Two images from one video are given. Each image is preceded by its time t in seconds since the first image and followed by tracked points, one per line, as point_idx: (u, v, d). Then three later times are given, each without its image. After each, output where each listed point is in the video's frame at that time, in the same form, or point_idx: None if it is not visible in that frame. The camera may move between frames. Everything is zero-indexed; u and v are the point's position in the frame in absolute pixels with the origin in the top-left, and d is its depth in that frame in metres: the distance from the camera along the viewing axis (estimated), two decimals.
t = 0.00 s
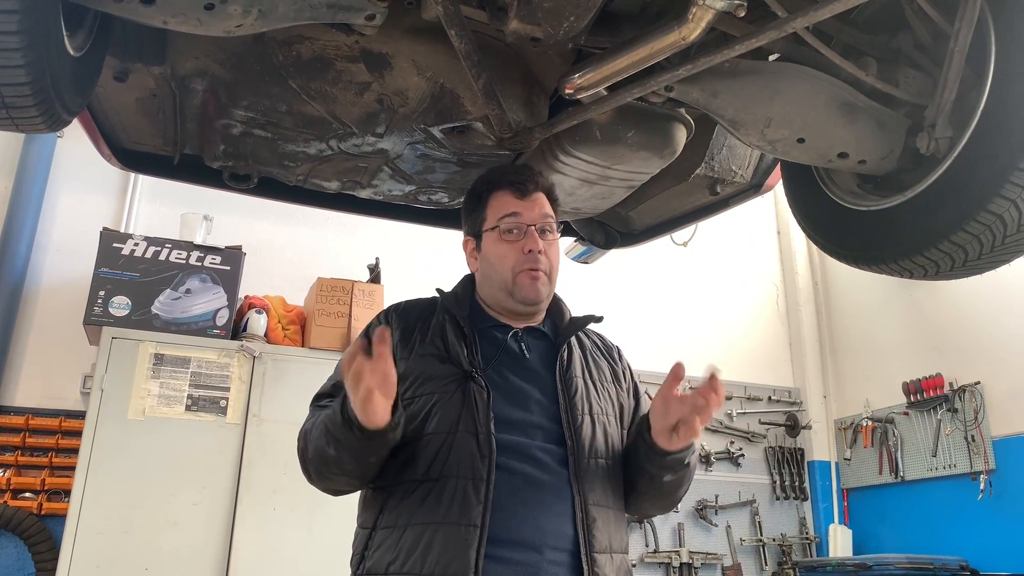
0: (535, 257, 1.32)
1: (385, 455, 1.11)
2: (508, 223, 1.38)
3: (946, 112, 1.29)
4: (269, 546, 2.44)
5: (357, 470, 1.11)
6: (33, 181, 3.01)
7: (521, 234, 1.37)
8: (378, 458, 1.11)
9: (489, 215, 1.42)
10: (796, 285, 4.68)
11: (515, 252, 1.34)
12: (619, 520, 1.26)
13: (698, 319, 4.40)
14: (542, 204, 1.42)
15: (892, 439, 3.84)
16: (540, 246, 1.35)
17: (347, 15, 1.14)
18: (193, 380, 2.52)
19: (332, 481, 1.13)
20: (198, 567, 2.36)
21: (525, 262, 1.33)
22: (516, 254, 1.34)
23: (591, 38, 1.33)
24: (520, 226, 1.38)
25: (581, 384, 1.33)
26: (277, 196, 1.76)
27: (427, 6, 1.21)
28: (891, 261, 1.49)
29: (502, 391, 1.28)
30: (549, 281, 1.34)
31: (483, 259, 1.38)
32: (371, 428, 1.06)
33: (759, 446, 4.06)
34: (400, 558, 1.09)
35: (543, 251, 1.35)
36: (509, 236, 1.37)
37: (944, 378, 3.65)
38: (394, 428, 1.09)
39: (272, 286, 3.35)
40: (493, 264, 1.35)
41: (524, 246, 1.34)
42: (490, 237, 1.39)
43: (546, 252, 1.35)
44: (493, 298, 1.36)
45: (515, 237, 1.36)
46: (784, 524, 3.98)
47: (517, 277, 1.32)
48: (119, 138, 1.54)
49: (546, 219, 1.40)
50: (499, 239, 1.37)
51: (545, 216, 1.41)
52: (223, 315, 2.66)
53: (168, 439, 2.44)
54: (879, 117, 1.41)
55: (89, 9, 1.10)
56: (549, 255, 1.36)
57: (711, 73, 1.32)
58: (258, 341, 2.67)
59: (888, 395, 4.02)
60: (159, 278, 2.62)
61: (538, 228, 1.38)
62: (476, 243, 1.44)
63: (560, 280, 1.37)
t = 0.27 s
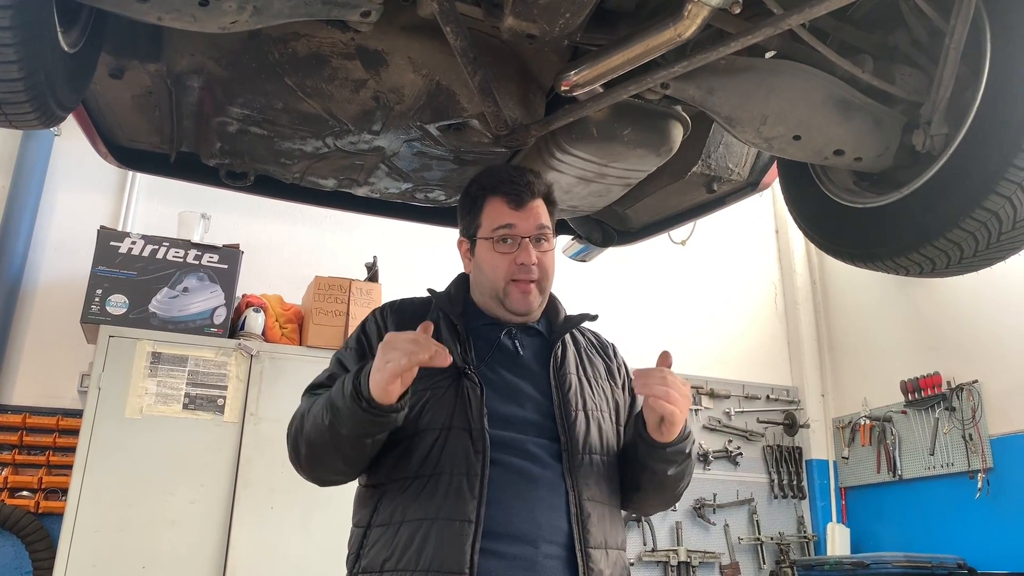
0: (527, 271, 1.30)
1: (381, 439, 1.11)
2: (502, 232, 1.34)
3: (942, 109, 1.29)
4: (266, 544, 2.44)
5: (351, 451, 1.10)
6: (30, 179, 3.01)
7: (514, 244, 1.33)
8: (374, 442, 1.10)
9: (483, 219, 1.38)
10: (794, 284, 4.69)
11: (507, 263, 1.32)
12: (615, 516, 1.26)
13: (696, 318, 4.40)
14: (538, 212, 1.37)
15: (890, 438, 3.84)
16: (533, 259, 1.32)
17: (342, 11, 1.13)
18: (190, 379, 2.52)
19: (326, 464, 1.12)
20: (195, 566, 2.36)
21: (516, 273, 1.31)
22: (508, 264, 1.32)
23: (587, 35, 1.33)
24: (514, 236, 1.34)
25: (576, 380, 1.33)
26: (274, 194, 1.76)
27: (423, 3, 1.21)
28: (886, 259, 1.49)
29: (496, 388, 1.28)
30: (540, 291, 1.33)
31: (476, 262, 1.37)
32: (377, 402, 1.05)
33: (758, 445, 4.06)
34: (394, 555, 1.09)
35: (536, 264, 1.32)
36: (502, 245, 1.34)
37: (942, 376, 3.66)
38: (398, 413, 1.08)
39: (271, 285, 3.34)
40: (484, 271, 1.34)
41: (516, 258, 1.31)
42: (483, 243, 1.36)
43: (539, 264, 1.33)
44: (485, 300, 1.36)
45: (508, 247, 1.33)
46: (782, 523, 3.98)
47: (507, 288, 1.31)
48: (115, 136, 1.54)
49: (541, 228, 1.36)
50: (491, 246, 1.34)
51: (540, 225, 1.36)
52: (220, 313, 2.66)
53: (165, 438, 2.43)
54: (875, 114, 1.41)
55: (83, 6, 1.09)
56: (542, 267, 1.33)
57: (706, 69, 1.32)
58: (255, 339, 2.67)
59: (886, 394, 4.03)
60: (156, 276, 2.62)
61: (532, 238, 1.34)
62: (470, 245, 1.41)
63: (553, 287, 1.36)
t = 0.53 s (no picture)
0: (525, 264, 1.31)
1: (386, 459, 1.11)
2: (499, 228, 1.36)
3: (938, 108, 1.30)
4: (264, 543, 2.44)
5: (354, 472, 1.10)
6: (28, 178, 3.01)
7: (512, 240, 1.35)
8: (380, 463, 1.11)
9: (480, 218, 1.40)
10: (792, 283, 4.69)
11: (505, 258, 1.33)
12: (611, 515, 1.26)
13: (694, 317, 4.40)
14: (535, 208, 1.38)
15: (888, 437, 3.85)
16: (531, 253, 1.33)
17: (338, 10, 1.13)
18: (188, 377, 2.52)
19: (331, 479, 1.13)
20: (192, 564, 2.36)
21: (514, 267, 1.32)
22: (506, 259, 1.33)
23: (584, 34, 1.33)
24: (511, 232, 1.35)
25: (572, 380, 1.33)
26: (272, 192, 1.76)
27: (419, 2, 1.21)
28: (882, 258, 1.49)
29: (492, 387, 1.28)
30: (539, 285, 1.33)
31: (474, 261, 1.38)
32: (383, 433, 1.05)
33: (755, 444, 4.07)
34: (389, 554, 1.09)
35: (533, 258, 1.33)
36: (500, 241, 1.35)
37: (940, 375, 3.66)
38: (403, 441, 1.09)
39: (269, 283, 3.35)
40: (482, 268, 1.35)
41: (514, 253, 1.33)
42: (480, 240, 1.37)
43: (537, 258, 1.33)
44: (484, 298, 1.37)
45: (505, 243, 1.35)
46: (780, 521, 3.99)
47: (506, 283, 1.31)
48: (112, 134, 1.54)
49: (538, 224, 1.38)
50: (489, 243, 1.36)
51: (537, 221, 1.38)
52: (218, 312, 2.66)
53: (163, 436, 2.44)
54: (871, 113, 1.41)
55: (79, 4, 1.09)
56: (540, 261, 1.34)
57: (703, 68, 1.32)
58: (253, 338, 2.67)
59: (884, 393, 4.03)
60: (155, 275, 2.62)
61: (529, 233, 1.36)
62: (468, 244, 1.43)
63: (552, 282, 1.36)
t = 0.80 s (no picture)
0: (517, 259, 1.31)
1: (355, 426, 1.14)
2: (491, 226, 1.36)
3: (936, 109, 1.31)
4: (262, 543, 2.44)
5: (329, 449, 1.12)
6: (26, 178, 3.01)
7: (503, 236, 1.35)
8: (348, 429, 1.13)
9: (472, 219, 1.40)
10: (791, 284, 4.69)
11: (497, 254, 1.33)
12: (611, 510, 1.26)
13: (693, 318, 4.40)
14: (525, 207, 1.40)
15: (886, 437, 3.85)
16: (523, 249, 1.34)
17: (336, 12, 1.14)
18: (187, 378, 2.52)
19: (307, 463, 1.14)
20: (190, 565, 2.36)
21: (507, 263, 1.32)
22: (498, 255, 1.33)
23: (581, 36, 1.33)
24: (502, 229, 1.36)
25: (570, 378, 1.33)
26: (270, 193, 1.76)
27: (416, 4, 1.21)
28: (878, 259, 1.49)
29: (491, 384, 1.28)
30: (531, 281, 1.33)
31: (467, 260, 1.38)
32: (335, 386, 1.10)
33: (754, 445, 4.07)
34: (392, 549, 1.09)
35: (525, 253, 1.33)
36: (492, 238, 1.35)
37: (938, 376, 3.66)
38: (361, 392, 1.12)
39: (267, 284, 3.35)
40: (475, 265, 1.35)
41: (506, 249, 1.33)
42: (472, 239, 1.38)
43: (528, 253, 1.34)
44: (477, 297, 1.36)
45: (497, 240, 1.35)
46: (778, 522, 3.99)
47: (500, 277, 1.31)
48: (110, 136, 1.54)
49: (529, 222, 1.38)
50: (481, 241, 1.36)
51: (528, 220, 1.38)
52: (217, 312, 2.66)
53: (161, 437, 2.44)
54: (868, 115, 1.41)
55: (77, 6, 1.10)
56: (532, 257, 1.34)
57: (700, 70, 1.32)
58: (252, 339, 2.67)
59: (882, 393, 4.04)
60: (153, 275, 2.62)
61: (520, 230, 1.36)
62: (461, 246, 1.43)
63: (544, 279, 1.37)
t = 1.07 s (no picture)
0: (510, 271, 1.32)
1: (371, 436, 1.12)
2: (484, 236, 1.37)
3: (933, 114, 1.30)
4: (262, 544, 2.45)
5: (343, 456, 1.11)
6: (26, 179, 3.01)
7: (497, 247, 1.35)
8: (364, 439, 1.11)
9: (466, 227, 1.41)
10: (790, 285, 4.70)
11: (491, 265, 1.34)
12: (611, 511, 1.26)
13: (692, 319, 4.40)
14: (520, 216, 1.40)
15: (885, 438, 3.85)
16: (516, 260, 1.34)
17: (337, 17, 1.14)
18: (187, 379, 2.52)
19: (319, 471, 1.13)
20: (191, 566, 2.36)
21: (500, 274, 1.33)
22: (491, 266, 1.34)
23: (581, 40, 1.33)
24: (496, 239, 1.36)
25: (568, 380, 1.33)
26: (270, 196, 1.76)
27: (416, 8, 1.22)
28: (877, 263, 1.49)
29: (488, 387, 1.29)
30: (525, 291, 1.34)
31: (461, 269, 1.39)
32: (363, 398, 1.08)
33: (753, 445, 4.07)
34: (392, 550, 1.10)
35: (519, 264, 1.34)
36: (486, 248, 1.36)
37: (937, 377, 3.67)
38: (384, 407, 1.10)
39: (267, 285, 3.35)
40: (469, 275, 1.36)
41: (499, 259, 1.34)
42: (466, 249, 1.38)
43: (522, 264, 1.35)
44: (471, 306, 1.37)
45: (490, 250, 1.36)
46: (778, 522, 3.99)
47: (493, 289, 1.32)
48: (111, 138, 1.55)
49: (524, 232, 1.38)
50: (475, 251, 1.37)
51: (522, 230, 1.38)
52: (217, 314, 2.66)
53: (162, 438, 2.44)
54: (866, 119, 1.42)
55: (78, 11, 1.10)
56: (526, 268, 1.35)
57: (700, 74, 1.33)
58: (252, 340, 2.67)
59: (881, 394, 4.04)
60: (153, 276, 2.62)
61: (514, 240, 1.37)
62: (457, 253, 1.43)
63: (539, 288, 1.38)
